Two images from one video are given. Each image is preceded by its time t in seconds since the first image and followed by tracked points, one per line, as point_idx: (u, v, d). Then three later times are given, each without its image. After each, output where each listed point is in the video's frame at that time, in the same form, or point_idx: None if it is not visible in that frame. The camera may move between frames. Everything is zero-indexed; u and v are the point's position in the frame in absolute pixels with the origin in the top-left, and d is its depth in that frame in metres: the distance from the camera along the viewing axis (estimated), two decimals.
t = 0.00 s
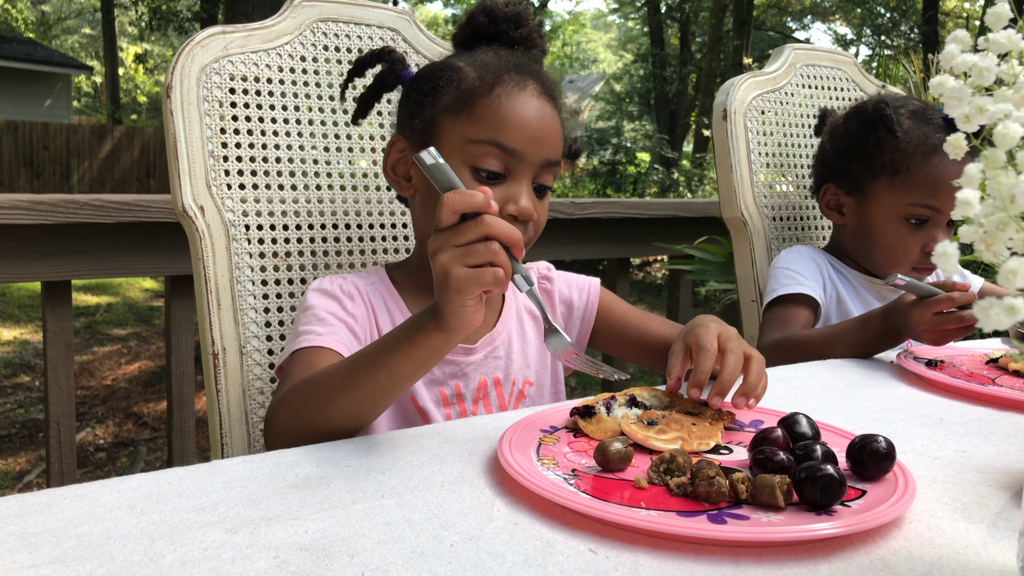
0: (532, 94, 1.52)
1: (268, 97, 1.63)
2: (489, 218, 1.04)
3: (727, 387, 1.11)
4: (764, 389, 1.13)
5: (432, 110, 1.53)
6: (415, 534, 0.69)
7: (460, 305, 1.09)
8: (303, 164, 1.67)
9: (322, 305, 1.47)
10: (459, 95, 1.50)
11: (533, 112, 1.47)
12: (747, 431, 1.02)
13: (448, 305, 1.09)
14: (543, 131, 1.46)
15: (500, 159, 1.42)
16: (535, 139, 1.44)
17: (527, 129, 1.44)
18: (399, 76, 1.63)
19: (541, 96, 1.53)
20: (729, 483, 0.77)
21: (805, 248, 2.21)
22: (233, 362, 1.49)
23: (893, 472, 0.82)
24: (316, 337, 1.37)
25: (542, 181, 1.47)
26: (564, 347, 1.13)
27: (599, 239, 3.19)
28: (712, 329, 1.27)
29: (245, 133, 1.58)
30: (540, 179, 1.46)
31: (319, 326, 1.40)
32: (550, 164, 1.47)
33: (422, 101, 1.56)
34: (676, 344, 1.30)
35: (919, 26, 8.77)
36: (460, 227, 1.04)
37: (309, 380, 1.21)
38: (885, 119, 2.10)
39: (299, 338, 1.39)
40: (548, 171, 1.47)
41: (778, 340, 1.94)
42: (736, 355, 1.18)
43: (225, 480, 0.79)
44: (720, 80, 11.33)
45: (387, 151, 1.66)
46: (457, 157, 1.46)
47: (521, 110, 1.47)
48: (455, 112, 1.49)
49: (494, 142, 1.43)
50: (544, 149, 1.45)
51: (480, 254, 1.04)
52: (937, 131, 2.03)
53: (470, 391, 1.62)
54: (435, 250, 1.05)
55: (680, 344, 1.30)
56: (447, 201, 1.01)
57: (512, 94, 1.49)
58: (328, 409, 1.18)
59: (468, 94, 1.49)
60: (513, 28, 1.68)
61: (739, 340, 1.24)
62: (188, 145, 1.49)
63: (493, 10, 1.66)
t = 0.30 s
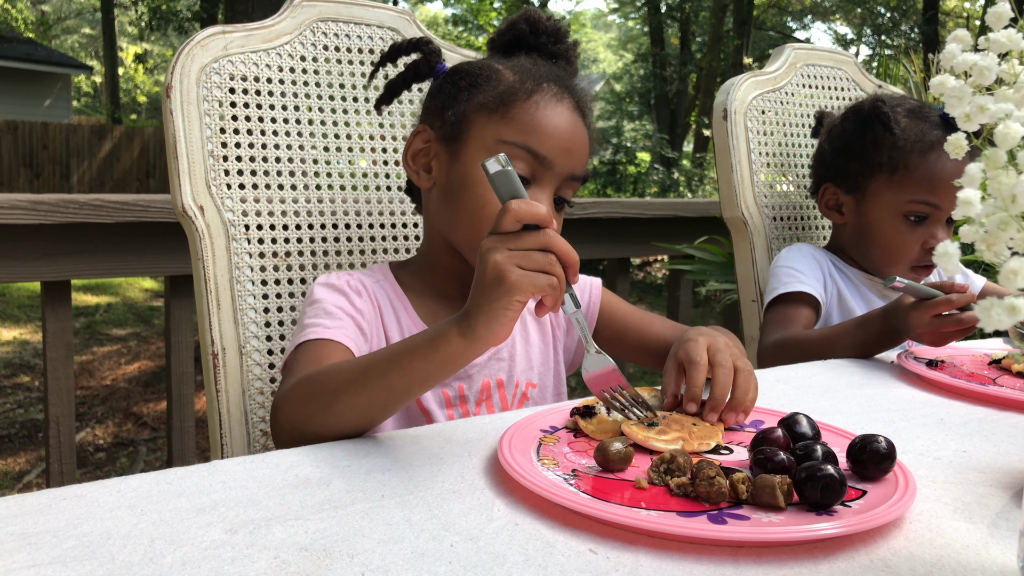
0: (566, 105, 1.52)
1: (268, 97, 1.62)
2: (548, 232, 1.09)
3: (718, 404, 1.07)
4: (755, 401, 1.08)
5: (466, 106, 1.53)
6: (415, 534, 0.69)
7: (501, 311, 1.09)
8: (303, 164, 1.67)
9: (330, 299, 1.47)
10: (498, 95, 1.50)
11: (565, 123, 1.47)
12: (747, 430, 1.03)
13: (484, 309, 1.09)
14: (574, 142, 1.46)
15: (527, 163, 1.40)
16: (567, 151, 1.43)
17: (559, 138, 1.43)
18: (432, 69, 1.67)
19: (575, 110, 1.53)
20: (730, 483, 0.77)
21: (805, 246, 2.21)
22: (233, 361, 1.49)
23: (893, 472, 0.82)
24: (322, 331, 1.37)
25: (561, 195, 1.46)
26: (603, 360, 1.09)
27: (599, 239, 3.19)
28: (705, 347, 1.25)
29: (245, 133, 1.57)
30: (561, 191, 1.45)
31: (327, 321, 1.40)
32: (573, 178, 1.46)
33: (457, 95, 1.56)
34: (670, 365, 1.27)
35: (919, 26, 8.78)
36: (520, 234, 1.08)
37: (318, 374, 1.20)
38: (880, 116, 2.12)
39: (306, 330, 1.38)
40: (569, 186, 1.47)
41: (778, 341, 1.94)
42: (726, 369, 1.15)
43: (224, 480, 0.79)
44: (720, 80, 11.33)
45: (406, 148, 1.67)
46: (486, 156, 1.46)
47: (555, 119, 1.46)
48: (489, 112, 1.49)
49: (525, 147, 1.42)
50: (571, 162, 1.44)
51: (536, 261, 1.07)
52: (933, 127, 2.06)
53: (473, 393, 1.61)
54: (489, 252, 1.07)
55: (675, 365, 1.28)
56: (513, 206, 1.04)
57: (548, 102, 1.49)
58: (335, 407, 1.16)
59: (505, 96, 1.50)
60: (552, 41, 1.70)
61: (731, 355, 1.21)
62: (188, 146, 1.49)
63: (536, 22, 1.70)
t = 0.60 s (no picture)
0: (575, 107, 1.53)
1: (268, 97, 1.62)
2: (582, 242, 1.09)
3: (716, 403, 1.08)
4: (750, 400, 1.08)
5: (475, 108, 1.52)
6: (415, 534, 0.69)
7: (530, 318, 1.08)
8: (303, 164, 1.66)
9: (340, 292, 1.47)
10: (507, 97, 1.50)
11: (573, 125, 1.47)
12: (746, 430, 1.03)
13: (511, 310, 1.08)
14: (583, 144, 1.47)
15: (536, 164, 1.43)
16: (576, 152, 1.45)
17: (570, 139, 1.45)
18: (442, 71, 1.67)
19: (584, 112, 1.54)
20: (730, 483, 0.77)
21: (804, 246, 2.20)
22: (233, 362, 1.49)
23: (893, 472, 0.82)
24: (333, 323, 1.37)
25: (571, 196, 1.47)
26: (619, 368, 1.11)
27: (600, 239, 3.19)
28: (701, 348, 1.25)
29: (245, 133, 1.57)
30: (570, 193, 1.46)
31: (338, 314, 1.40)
32: (582, 181, 1.48)
33: (467, 96, 1.55)
34: (670, 365, 1.27)
35: (919, 26, 8.78)
36: (555, 240, 1.08)
37: (333, 368, 1.20)
38: (876, 113, 2.13)
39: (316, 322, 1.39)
40: (580, 187, 1.49)
41: (779, 342, 1.94)
42: (721, 370, 1.14)
43: (225, 480, 0.79)
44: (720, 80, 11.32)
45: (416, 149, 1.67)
46: (494, 156, 1.46)
47: (562, 120, 1.47)
48: (498, 112, 1.48)
49: (534, 148, 1.44)
50: (580, 164, 1.46)
51: (569, 268, 1.07)
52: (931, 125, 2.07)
53: (480, 392, 1.61)
54: (523, 256, 1.07)
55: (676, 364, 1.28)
56: (549, 213, 1.04)
57: (558, 103, 1.50)
58: (352, 400, 1.15)
59: (514, 96, 1.49)
60: (562, 43, 1.70)
61: (727, 356, 1.20)
62: (188, 146, 1.49)
63: (546, 23, 1.70)
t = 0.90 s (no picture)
0: (571, 104, 1.51)
1: (268, 97, 1.62)
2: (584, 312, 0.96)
3: (711, 404, 1.08)
4: (748, 399, 1.08)
5: (468, 111, 1.51)
6: (415, 534, 0.69)
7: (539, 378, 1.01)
8: (303, 164, 1.66)
9: (347, 291, 1.47)
10: (499, 98, 1.49)
11: (568, 123, 1.46)
12: (746, 429, 1.03)
13: (515, 373, 1.01)
14: (578, 141, 1.45)
15: (532, 167, 1.41)
16: (572, 151, 1.43)
17: (564, 138, 1.43)
18: (435, 73, 1.69)
19: (579, 109, 1.52)
20: (730, 484, 0.77)
21: (804, 246, 2.20)
22: (233, 362, 1.49)
23: (893, 472, 0.82)
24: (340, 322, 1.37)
25: (570, 195, 1.46)
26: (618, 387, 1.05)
27: (600, 240, 3.19)
28: (698, 344, 1.25)
29: (245, 133, 1.58)
30: (568, 191, 1.45)
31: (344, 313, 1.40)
32: (580, 178, 1.46)
33: (460, 99, 1.54)
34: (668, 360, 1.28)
35: (919, 26, 8.79)
36: (547, 319, 0.96)
37: (344, 375, 1.16)
38: (876, 112, 2.13)
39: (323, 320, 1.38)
40: (577, 185, 1.47)
41: (779, 343, 1.94)
42: (715, 370, 1.15)
43: (225, 480, 0.79)
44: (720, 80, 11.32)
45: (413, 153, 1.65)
46: (488, 160, 1.44)
47: (557, 119, 1.45)
48: (492, 115, 1.47)
49: (529, 150, 1.42)
50: (576, 161, 1.44)
51: (564, 348, 0.97)
52: (932, 124, 2.07)
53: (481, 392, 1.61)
54: (514, 334, 0.99)
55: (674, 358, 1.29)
56: (538, 295, 0.92)
57: (552, 102, 1.48)
58: (354, 409, 1.11)
59: (507, 98, 1.48)
60: (554, 36, 1.69)
61: (722, 353, 1.21)
62: (188, 145, 1.49)
63: (537, 17, 1.68)
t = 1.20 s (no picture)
0: (560, 102, 1.48)
1: (268, 97, 1.62)
2: (573, 330, 0.93)
3: (711, 403, 1.07)
4: (749, 399, 1.08)
5: (457, 114, 1.50)
6: (415, 534, 0.69)
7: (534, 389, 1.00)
8: (303, 164, 1.66)
9: (344, 293, 1.47)
10: (486, 100, 1.47)
11: (559, 122, 1.44)
12: (747, 430, 1.03)
13: (511, 387, 1.01)
14: (568, 141, 1.43)
15: (523, 169, 1.40)
16: (562, 150, 1.41)
17: (554, 138, 1.41)
18: (422, 75, 1.69)
19: (570, 106, 1.50)
20: (730, 484, 0.77)
21: (804, 246, 2.21)
22: (233, 362, 1.49)
23: (893, 472, 0.82)
24: (336, 325, 1.37)
25: (564, 193, 1.44)
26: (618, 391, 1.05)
27: (600, 240, 3.19)
28: (700, 344, 1.26)
29: (245, 133, 1.58)
30: (562, 190, 1.43)
31: (339, 315, 1.40)
32: (574, 176, 1.45)
33: (448, 103, 1.54)
34: (669, 359, 1.29)
35: (919, 26, 8.78)
36: (534, 338, 0.94)
37: (342, 381, 1.16)
38: (874, 110, 2.15)
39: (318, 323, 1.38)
40: (571, 183, 1.45)
41: (779, 344, 1.94)
42: (716, 369, 1.16)
43: (225, 480, 0.79)
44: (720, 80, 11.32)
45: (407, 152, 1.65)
46: (479, 163, 1.43)
47: (548, 120, 1.43)
48: (479, 117, 1.46)
49: (517, 151, 1.40)
50: (568, 160, 1.42)
51: (553, 366, 0.96)
52: (933, 123, 2.08)
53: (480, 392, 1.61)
54: (505, 353, 0.98)
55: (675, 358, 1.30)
56: (522, 316, 0.90)
57: (541, 101, 1.45)
58: (352, 416, 1.10)
59: (493, 99, 1.46)
60: (541, 30, 1.66)
61: (723, 353, 1.21)
62: (188, 145, 1.49)
63: (522, 11, 1.64)
